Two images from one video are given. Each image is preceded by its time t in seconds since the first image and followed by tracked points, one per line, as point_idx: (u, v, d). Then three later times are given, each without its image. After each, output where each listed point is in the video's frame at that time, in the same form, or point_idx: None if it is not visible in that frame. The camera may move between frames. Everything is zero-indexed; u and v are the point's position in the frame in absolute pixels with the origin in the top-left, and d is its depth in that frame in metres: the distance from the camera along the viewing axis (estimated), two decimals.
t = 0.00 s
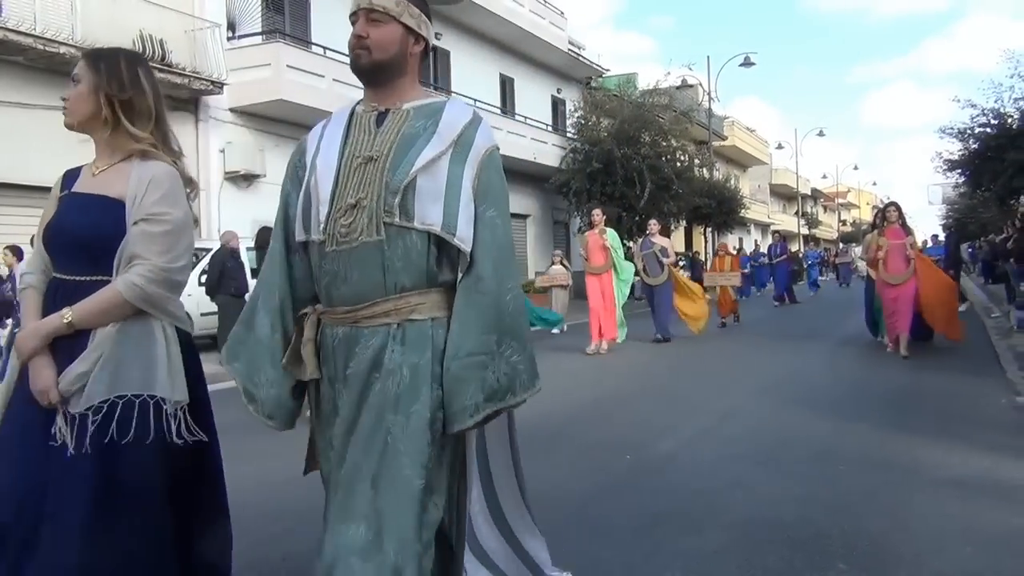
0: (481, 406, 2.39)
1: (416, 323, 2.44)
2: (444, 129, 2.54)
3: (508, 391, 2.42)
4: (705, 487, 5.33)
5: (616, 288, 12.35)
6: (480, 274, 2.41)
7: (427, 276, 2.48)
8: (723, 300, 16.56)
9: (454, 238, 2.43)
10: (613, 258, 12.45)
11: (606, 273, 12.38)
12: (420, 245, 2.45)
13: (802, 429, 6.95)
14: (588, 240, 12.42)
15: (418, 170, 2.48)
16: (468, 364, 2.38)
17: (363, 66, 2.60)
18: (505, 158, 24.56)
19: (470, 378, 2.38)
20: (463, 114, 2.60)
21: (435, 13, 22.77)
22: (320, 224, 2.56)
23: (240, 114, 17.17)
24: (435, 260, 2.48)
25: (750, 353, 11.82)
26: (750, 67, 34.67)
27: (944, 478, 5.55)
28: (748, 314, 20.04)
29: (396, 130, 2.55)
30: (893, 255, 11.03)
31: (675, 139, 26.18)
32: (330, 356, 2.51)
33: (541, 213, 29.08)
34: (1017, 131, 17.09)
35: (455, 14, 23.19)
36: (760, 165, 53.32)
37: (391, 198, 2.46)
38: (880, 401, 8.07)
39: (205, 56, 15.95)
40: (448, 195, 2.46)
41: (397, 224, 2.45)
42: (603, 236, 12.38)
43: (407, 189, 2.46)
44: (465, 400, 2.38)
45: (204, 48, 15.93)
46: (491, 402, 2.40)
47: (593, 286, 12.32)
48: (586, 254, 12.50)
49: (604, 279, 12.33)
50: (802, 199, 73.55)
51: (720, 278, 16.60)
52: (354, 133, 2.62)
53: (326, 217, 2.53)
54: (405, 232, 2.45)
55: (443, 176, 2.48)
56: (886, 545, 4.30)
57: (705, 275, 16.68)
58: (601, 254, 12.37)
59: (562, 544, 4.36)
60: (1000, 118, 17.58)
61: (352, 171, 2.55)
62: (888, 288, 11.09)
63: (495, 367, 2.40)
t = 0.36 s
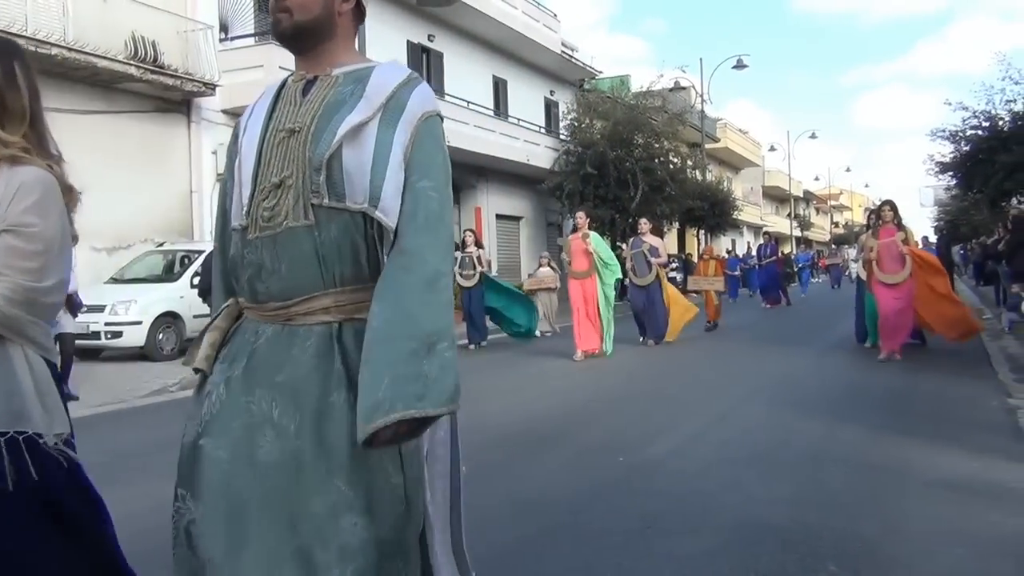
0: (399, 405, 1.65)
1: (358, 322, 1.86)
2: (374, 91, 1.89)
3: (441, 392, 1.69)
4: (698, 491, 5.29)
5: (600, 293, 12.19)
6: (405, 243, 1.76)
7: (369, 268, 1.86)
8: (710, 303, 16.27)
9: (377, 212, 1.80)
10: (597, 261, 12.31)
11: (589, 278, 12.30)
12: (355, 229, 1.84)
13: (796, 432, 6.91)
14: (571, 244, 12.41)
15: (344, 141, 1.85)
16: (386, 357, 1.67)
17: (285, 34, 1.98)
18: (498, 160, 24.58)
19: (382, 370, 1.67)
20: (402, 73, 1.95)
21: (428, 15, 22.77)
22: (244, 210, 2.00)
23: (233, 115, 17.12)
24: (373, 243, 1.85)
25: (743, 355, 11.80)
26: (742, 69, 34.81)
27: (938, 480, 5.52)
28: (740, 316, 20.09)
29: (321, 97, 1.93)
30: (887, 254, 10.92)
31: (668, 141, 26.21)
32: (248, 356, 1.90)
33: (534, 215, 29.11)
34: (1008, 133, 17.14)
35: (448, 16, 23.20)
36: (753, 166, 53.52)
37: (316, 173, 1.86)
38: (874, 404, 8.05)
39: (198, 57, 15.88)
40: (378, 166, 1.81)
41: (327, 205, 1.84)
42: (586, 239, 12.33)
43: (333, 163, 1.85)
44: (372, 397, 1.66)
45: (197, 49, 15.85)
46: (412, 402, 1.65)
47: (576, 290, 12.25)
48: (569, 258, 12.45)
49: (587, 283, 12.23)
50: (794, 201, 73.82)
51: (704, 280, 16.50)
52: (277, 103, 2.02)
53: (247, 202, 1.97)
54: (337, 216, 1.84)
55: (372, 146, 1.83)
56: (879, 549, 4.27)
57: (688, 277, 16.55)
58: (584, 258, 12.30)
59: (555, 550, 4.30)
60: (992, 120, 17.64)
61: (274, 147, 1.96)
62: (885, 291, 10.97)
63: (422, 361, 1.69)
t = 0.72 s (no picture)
0: (285, 468, 1.55)
1: (246, 355, 1.75)
2: (256, 85, 1.79)
3: (333, 447, 1.59)
4: (689, 493, 5.30)
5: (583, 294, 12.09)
6: (291, 274, 1.63)
7: (256, 290, 1.76)
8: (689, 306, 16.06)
9: (266, 230, 1.70)
10: (581, 262, 12.15)
11: (572, 279, 12.12)
12: (239, 246, 1.74)
13: (786, 433, 6.94)
14: (553, 244, 12.19)
15: (221, 141, 1.75)
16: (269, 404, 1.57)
17: (153, 15, 1.88)
18: (489, 162, 24.57)
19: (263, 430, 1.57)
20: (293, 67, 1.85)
21: (419, 17, 22.80)
22: (105, 222, 1.89)
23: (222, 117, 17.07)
24: (260, 266, 1.75)
25: (733, 356, 11.83)
26: (733, 71, 34.93)
27: (927, 481, 5.55)
28: (732, 318, 20.16)
29: (197, 88, 1.83)
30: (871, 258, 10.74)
31: (659, 143, 26.26)
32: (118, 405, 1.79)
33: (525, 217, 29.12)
34: (996, 135, 17.24)
35: (439, 18, 23.20)
36: (744, 168, 53.67)
37: (188, 180, 1.76)
38: (864, 405, 8.08)
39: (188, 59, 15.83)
40: (263, 177, 1.71)
41: (199, 218, 1.74)
42: (569, 240, 12.13)
43: (209, 170, 1.75)
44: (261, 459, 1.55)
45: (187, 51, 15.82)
46: (299, 464, 1.56)
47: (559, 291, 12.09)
48: (551, 258, 12.24)
49: (569, 284, 12.08)
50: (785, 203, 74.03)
51: (687, 282, 16.02)
52: (150, 101, 1.92)
53: (111, 213, 1.86)
54: (216, 228, 1.74)
55: (256, 147, 1.74)
56: (871, 549, 4.29)
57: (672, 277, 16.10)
58: (567, 259, 12.13)
59: (548, 551, 4.32)
60: (981, 122, 17.74)
61: (142, 148, 1.85)
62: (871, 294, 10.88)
63: (307, 414, 1.58)
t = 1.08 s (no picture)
0: (194, 484, 1.53)
1: (60, 354, 1.62)
2: (106, 37, 1.67)
3: (242, 451, 1.60)
4: (679, 493, 5.28)
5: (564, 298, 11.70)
6: (175, 262, 1.60)
7: (83, 279, 1.66)
8: (669, 309, 15.82)
9: (120, 209, 1.61)
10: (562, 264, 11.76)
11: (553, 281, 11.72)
12: (69, 229, 1.65)
13: (775, 432, 6.93)
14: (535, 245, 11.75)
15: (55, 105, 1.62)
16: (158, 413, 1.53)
17: None
18: (480, 163, 24.55)
19: (165, 440, 1.52)
20: (163, 22, 1.76)
21: (410, 18, 22.78)
22: None
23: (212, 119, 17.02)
24: (94, 255, 1.67)
25: (723, 357, 11.83)
26: (723, 73, 35.06)
27: (917, 480, 5.55)
28: (722, 318, 20.20)
29: (26, 40, 1.68)
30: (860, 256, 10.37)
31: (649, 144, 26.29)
32: None
33: (516, 218, 29.11)
34: (984, 136, 17.32)
35: (429, 19, 23.18)
36: (735, 169, 53.83)
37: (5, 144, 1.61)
38: (854, 404, 8.08)
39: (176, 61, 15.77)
40: (116, 148, 1.63)
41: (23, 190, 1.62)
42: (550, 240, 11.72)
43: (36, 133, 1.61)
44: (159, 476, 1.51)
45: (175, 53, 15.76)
46: (206, 478, 1.55)
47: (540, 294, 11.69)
48: (533, 259, 11.82)
49: (551, 287, 11.67)
50: (776, 203, 74.27)
51: (664, 285, 15.34)
52: None
53: None
54: (49, 202, 1.63)
55: (104, 114, 1.64)
56: (863, 548, 4.27)
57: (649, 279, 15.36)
58: (549, 260, 11.70)
59: (539, 552, 4.29)
60: (969, 122, 17.82)
61: None
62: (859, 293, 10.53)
63: (212, 419, 1.57)
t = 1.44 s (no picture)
0: None
1: None
2: None
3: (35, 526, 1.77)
4: (673, 493, 5.31)
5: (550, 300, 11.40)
6: None
7: None
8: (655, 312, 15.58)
9: None
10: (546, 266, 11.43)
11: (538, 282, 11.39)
12: None
13: (768, 433, 6.97)
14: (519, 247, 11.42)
15: None
16: None
17: None
18: (474, 163, 24.56)
19: None
20: None
21: (403, 19, 22.77)
22: None
23: (205, 120, 16.99)
24: None
25: (717, 357, 11.88)
26: (716, 74, 35.15)
27: (908, 479, 5.59)
28: (716, 319, 20.26)
29: None
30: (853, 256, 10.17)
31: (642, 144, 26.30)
32: None
33: (509, 218, 29.14)
34: (976, 136, 17.41)
35: (422, 19, 23.18)
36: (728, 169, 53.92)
37: None
38: (847, 404, 8.13)
39: (168, 61, 15.74)
40: None
41: None
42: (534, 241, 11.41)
43: None
44: None
45: (168, 53, 15.74)
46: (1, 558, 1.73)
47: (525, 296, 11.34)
48: (516, 260, 11.47)
49: (536, 289, 11.36)
50: (768, 204, 74.48)
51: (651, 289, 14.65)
52: None
53: None
54: None
55: None
56: (855, 548, 4.31)
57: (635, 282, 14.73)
58: (533, 261, 11.40)
59: (532, 552, 4.32)
60: (961, 123, 17.89)
61: None
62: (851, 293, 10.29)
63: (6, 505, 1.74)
